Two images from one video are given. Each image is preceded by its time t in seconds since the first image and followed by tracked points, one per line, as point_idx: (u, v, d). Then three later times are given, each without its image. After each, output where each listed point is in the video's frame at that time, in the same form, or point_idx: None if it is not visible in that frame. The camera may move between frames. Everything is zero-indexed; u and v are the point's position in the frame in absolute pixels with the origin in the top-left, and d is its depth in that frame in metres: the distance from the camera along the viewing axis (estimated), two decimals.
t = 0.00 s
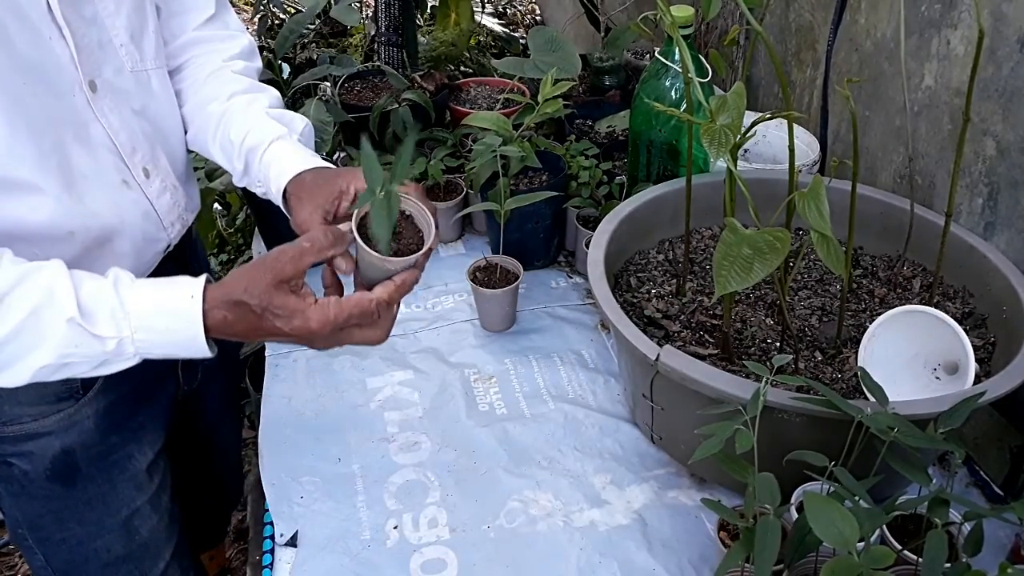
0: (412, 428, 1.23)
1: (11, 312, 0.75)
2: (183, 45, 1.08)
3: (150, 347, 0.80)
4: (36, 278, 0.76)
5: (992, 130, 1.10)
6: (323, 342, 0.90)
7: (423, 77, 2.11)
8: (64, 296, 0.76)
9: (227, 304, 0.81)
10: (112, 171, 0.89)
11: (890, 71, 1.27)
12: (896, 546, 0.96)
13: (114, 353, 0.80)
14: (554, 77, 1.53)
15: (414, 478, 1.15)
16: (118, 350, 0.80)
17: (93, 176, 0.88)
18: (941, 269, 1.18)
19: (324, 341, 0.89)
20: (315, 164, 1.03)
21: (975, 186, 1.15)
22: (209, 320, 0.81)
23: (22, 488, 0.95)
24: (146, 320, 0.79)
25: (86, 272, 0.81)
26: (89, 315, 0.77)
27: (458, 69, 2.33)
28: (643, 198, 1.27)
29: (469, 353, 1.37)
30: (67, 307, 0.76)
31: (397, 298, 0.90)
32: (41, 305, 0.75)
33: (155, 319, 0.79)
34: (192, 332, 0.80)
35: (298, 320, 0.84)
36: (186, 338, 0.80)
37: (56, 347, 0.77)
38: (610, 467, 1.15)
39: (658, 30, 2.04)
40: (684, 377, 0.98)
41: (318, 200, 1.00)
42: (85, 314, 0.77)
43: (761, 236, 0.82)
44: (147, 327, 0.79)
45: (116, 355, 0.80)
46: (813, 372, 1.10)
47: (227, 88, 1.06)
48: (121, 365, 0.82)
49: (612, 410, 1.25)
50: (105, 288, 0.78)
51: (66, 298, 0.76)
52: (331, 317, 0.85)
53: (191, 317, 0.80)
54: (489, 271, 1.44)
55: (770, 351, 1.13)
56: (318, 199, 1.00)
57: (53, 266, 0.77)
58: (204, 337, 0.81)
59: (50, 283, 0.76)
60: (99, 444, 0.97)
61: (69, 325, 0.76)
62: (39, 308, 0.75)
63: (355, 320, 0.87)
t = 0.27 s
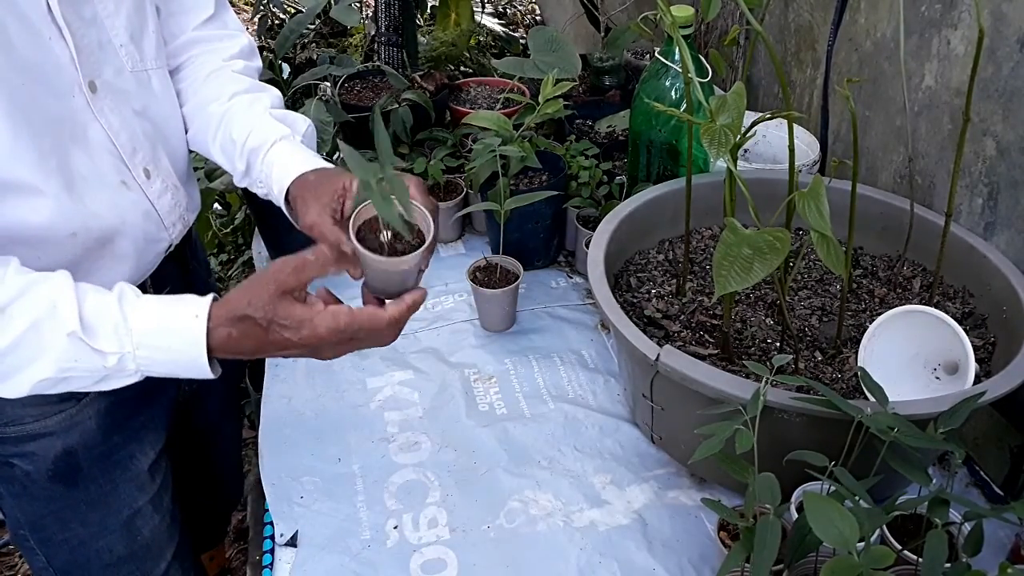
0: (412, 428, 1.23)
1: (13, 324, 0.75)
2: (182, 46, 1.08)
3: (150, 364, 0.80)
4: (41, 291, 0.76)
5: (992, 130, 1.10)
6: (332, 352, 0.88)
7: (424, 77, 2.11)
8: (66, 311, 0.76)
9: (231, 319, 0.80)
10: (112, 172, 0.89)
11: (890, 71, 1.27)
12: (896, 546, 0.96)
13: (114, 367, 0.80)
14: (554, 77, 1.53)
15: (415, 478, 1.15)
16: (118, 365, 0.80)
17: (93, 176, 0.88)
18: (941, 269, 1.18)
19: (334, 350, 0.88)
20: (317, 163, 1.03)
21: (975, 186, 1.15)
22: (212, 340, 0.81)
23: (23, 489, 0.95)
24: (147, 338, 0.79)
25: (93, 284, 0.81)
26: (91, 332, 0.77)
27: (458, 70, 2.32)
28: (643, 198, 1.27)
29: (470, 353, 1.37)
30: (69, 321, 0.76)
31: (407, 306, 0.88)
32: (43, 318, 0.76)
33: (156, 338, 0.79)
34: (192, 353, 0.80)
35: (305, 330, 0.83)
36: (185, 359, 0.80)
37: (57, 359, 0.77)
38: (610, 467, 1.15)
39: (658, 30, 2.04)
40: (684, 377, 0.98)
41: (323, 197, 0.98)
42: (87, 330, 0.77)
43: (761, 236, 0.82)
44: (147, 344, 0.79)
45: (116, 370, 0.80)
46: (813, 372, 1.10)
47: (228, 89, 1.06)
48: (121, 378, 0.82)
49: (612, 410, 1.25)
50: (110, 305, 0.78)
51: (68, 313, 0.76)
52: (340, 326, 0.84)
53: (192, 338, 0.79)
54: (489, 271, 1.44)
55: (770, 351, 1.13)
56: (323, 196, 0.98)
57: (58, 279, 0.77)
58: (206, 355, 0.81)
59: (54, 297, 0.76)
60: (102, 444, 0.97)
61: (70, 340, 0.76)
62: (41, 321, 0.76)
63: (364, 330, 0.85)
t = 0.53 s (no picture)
0: (412, 428, 1.23)
1: (24, 336, 0.76)
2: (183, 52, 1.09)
3: (156, 379, 0.81)
4: (54, 303, 0.76)
5: (991, 130, 1.10)
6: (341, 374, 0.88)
7: (424, 77, 2.11)
8: (78, 325, 0.76)
9: (239, 343, 0.81)
10: (114, 174, 0.90)
11: (889, 72, 1.27)
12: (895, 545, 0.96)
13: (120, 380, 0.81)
14: (554, 78, 1.54)
15: (415, 478, 1.15)
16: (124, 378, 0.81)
17: (96, 176, 0.88)
18: (940, 269, 1.18)
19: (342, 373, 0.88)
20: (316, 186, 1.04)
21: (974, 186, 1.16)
22: (217, 361, 0.82)
23: (22, 488, 0.95)
24: (156, 354, 0.80)
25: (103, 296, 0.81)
26: (103, 346, 0.78)
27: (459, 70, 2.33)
28: (643, 198, 1.27)
29: (470, 353, 1.37)
30: (79, 336, 0.76)
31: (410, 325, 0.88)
32: (55, 330, 0.76)
33: (165, 354, 0.80)
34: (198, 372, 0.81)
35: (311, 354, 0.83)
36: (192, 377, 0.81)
37: (66, 372, 0.78)
38: (610, 466, 1.16)
39: (658, 31, 2.05)
40: (683, 376, 0.98)
41: (327, 222, 0.99)
42: (98, 344, 0.78)
43: (760, 236, 0.82)
44: (155, 360, 0.80)
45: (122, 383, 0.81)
46: (812, 372, 1.10)
47: (228, 101, 1.07)
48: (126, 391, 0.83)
49: (612, 410, 1.25)
50: (121, 319, 0.79)
51: (80, 328, 0.76)
52: (346, 350, 0.84)
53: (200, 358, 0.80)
54: (489, 271, 1.44)
55: (769, 351, 1.14)
56: (326, 221, 1.00)
57: (71, 292, 0.78)
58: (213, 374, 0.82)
59: (67, 310, 0.77)
60: (102, 444, 0.97)
61: (81, 355, 0.77)
62: (53, 333, 0.76)
63: (370, 352, 0.85)
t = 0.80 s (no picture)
0: (412, 428, 1.23)
1: (24, 337, 0.74)
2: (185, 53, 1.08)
3: (156, 382, 0.80)
4: (54, 305, 0.75)
5: (992, 130, 1.10)
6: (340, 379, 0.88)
7: (423, 76, 2.11)
8: (79, 325, 0.75)
9: (241, 341, 0.81)
10: (116, 176, 0.89)
11: (889, 71, 1.27)
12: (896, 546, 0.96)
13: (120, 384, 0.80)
14: (553, 77, 1.53)
15: (414, 478, 1.15)
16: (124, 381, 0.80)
17: (98, 179, 0.88)
18: (941, 269, 1.18)
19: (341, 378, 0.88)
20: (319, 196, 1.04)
21: (975, 186, 1.15)
22: (221, 360, 0.81)
23: (22, 488, 0.95)
24: (158, 355, 0.78)
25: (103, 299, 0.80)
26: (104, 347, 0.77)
27: (458, 69, 2.32)
28: (643, 198, 1.27)
29: (470, 353, 1.37)
30: (81, 336, 0.75)
31: (408, 330, 0.90)
32: (56, 332, 0.75)
33: (167, 355, 0.78)
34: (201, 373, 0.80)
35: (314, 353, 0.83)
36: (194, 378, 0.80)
37: (66, 374, 0.76)
38: (610, 467, 1.15)
39: (658, 30, 2.04)
40: (683, 377, 0.98)
41: (328, 231, 1.00)
42: (100, 345, 0.76)
43: (761, 236, 0.81)
44: (156, 361, 0.79)
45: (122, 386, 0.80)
46: (814, 372, 1.10)
47: (230, 108, 1.06)
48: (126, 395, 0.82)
49: (612, 410, 1.25)
50: (122, 320, 0.78)
51: (81, 327, 0.75)
52: (348, 350, 0.84)
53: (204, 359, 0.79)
54: (489, 271, 1.44)
55: (770, 351, 1.13)
56: (329, 231, 1.00)
57: (71, 294, 0.76)
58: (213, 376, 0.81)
59: (67, 311, 0.75)
60: (102, 444, 0.96)
61: (82, 355, 0.76)
62: (53, 335, 0.75)
63: (371, 354, 0.86)
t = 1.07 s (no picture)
0: (412, 428, 1.23)
1: (80, 329, 0.73)
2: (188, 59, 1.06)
3: (210, 368, 0.79)
4: (105, 297, 0.75)
5: (992, 130, 1.10)
6: (372, 368, 0.86)
7: (423, 76, 2.11)
8: (134, 314, 0.75)
9: (288, 317, 0.81)
10: (123, 182, 0.89)
11: (888, 71, 1.27)
12: (896, 546, 0.96)
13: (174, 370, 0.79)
14: (553, 77, 1.53)
15: (414, 478, 1.15)
16: (178, 368, 0.79)
17: (104, 185, 0.87)
18: (941, 269, 1.18)
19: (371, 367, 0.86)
20: (327, 216, 1.06)
21: (975, 186, 1.15)
22: (274, 334, 0.80)
23: (24, 493, 0.94)
24: (211, 339, 0.78)
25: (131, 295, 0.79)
26: (161, 334, 0.76)
27: (458, 69, 2.32)
28: (643, 198, 1.27)
29: (469, 353, 1.37)
30: (139, 322, 0.75)
31: (443, 322, 0.90)
32: (112, 322, 0.74)
33: (221, 339, 0.78)
34: (255, 356, 0.79)
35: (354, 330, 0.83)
36: (248, 361, 0.79)
37: (123, 363, 0.75)
38: (610, 467, 1.15)
39: (658, 31, 2.04)
40: (684, 376, 0.98)
41: (340, 248, 1.03)
42: (157, 333, 0.76)
43: (761, 236, 0.82)
44: (211, 346, 0.78)
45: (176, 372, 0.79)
46: (814, 372, 1.10)
47: (235, 123, 1.07)
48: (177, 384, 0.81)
49: (612, 410, 1.25)
50: (174, 308, 0.78)
51: (138, 315, 0.75)
52: (388, 329, 0.84)
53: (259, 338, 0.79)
54: (489, 271, 1.44)
55: (770, 351, 1.13)
56: (341, 247, 1.03)
57: (119, 288, 0.76)
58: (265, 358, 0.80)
59: (119, 302, 0.75)
60: (103, 447, 0.96)
61: (142, 341, 0.75)
62: (108, 326, 0.74)
63: (406, 339, 0.85)
